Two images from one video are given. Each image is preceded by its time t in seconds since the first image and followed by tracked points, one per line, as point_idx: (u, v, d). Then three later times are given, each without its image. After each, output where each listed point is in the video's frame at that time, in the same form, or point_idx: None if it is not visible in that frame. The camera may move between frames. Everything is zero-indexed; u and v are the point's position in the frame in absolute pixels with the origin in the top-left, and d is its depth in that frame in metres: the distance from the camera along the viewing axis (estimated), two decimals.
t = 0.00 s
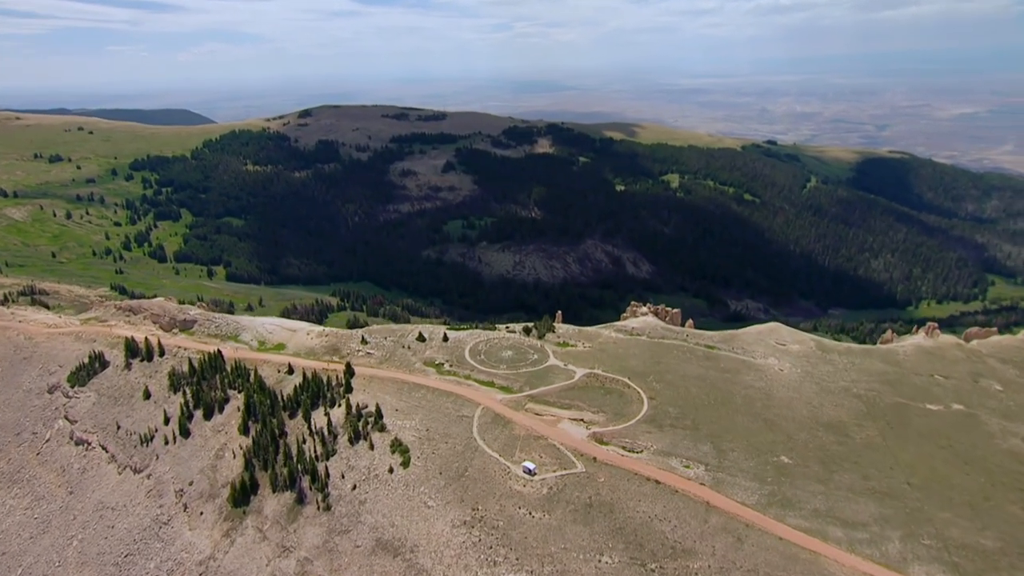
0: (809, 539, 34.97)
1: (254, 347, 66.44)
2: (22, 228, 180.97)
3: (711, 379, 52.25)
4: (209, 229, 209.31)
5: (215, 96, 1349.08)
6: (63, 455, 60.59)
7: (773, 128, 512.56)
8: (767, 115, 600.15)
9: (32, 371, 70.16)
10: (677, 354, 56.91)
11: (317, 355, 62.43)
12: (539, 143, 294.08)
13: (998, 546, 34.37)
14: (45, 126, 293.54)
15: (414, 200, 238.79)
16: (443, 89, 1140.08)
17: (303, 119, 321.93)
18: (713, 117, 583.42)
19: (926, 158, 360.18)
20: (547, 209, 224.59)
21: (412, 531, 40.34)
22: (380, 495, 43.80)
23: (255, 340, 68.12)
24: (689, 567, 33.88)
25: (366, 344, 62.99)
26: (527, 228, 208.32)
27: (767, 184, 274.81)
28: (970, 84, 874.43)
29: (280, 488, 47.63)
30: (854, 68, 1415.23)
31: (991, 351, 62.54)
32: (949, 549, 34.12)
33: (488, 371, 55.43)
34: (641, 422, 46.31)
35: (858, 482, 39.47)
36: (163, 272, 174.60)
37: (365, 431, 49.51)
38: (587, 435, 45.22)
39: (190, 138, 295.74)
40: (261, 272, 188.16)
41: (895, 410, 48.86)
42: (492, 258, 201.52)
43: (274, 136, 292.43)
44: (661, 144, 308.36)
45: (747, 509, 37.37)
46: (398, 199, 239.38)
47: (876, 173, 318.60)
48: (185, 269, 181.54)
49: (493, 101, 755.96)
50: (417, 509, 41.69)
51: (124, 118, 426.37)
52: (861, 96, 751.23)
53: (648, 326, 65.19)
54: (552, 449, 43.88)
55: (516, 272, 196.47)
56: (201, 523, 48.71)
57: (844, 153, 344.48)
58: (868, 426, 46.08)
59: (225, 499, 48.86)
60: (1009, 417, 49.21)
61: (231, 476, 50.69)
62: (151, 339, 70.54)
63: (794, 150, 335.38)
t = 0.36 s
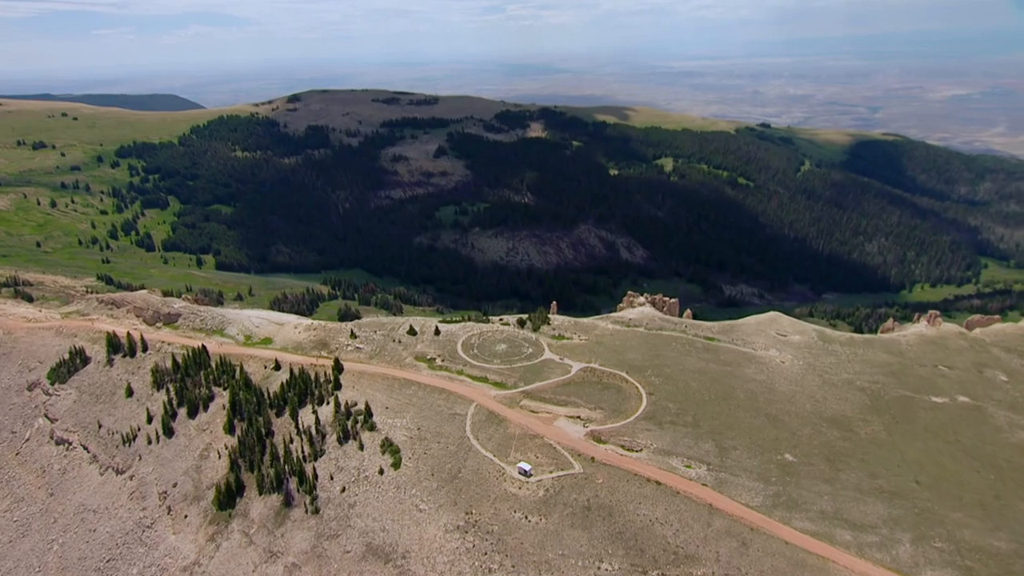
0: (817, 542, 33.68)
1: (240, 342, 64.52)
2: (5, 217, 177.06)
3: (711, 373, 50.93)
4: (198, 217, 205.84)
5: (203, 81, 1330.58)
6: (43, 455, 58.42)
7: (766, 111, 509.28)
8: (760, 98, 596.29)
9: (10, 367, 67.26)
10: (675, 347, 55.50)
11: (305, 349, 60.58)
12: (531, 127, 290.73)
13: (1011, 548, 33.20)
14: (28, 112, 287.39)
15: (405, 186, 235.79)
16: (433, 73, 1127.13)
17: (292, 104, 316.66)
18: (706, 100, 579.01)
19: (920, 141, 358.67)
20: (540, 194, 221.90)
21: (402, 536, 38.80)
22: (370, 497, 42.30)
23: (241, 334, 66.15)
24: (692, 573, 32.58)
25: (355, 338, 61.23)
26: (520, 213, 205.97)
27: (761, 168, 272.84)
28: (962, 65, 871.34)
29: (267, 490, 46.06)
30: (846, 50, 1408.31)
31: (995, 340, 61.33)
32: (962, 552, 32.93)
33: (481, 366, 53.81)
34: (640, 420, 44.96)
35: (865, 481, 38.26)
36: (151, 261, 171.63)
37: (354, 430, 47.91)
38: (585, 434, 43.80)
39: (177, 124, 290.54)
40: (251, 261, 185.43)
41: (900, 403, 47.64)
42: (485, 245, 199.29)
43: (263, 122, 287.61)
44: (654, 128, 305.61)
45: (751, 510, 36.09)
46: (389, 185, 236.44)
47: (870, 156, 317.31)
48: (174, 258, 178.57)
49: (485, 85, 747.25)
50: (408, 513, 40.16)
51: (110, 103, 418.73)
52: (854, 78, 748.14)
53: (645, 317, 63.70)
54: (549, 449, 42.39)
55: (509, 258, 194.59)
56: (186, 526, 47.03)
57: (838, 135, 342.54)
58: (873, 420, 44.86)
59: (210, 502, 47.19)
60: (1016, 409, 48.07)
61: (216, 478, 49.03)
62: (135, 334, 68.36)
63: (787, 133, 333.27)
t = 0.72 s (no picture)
0: (828, 549, 32.65)
1: (228, 337, 62.53)
2: None
3: (713, 368, 49.64)
4: (189, 204, 202.63)
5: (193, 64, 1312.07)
6: (25, 456, 56.50)
7: (762, 93, 504.81)
8: (756, 80, 591.46)
9: None
10: (677, 341, 54.14)
11: (295, 345, 58.72)
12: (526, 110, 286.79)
13: None
14: (14, 98, 281.87)
15: (399, 171, 232.25)
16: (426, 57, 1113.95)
17: (284, 88, 311.32)
18: (702, 83, 573.70)
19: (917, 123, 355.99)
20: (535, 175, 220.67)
21: (395, 541, 37.25)
22: (362, 500, 40.74)
23: (229, 329, 64.18)
24: None
25: (346, 331, 59.37)
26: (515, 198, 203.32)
27: (758, 151, 270.30)
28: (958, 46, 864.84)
29: (255, 492, 44.39)
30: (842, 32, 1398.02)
31: (1001, 329, 59.98)
32: (978, 556, 32.17)
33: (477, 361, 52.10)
34: (642, 418, 43.64)
35: (876, 482, 37.25)
36: (141, 250, 168.93)
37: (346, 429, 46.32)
38: (585, 433, 42.29)
39: (166, 108, 285.39)
40: (243, 249, 182.92)
41: (909, 396, 46.43)
42: (480, 231, 196.89)
43: (253, 106, 282.79)
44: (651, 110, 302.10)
45: (758, 514, 34.91)
46: (383, 170, 232.97)
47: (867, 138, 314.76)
48: (164, 246, 175.87)
49: (479, 68, 738.49)
50: (400, 517, 38.61)
51: (98, 88, 411.50)
52: (850, 60, 742.30)
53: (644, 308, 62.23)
54: (548, 450, 40.77)
55: (504, 244, 192.44)
56: (172, 531, 45.39)
57: (835, 117, 339.45)
58: (882, 416, 43.76)
59: (197, 504, 45.52)
60: None
61: (203, 480, 47.33)
62: (120, 329, 66.15)
63: (785, 116, 330.13)
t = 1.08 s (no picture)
0: (841, 551, 35.76)
1: (214, 331, 60.55)
2: None
3: (716, 362, 51.40)
4: (178, 190, 199.32)
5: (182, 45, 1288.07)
6: (5, 455, 54.67)
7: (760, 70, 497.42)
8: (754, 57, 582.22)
9: None
10: (678, 331, 55.37)
11: (283, 339, 56.91)
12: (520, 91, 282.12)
13: None
14: None
15: (392, 155, 223.55)
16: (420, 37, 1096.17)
17: (273, 70, 305.15)
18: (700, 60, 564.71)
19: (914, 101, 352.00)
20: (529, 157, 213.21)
21: (387, 548, 36.30)
22: (353, 502, 39.70)
23: (215, 322, 62.20)
24: None
25: (336, 324, 57.74)
26: (508, 181, 200.63)
27: (754, 135, 267.78)
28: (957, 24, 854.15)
29: (242, 495, 42.76)
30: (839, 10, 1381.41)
31: (1009, 316, 60.45)
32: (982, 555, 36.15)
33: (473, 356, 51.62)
34: (647, 411, 45.36)
35: (884, 484, 40.87)
36: (129, 237, 166.34)
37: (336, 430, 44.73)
38: (584, 432, 43.11)
39: (153, 92, 279.49)
40: (234, 236, 180.34)
41: (917, 391, 49.29)
42: (475, 215, 194.06)
43: (243, 88, 277.31)
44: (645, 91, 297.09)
45: (766, 517, 37.30)
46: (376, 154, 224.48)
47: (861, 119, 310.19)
48: (154, 233, 173.12)
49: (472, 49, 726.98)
50: (391, 523, 37.65)
51: (84, 71, 402.62)
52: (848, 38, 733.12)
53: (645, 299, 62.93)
54: (544, 457, 40.72)
55: (499, 229, 190.32)
56: (156, 535, 43.75)
57: (833, 96, 334.92)
58: (885, 414, 46.93)
59: (182, 507, 43.89)
60: None
61: (187, 482, 45.70)
62: (103, 323, 63.97)
63: (781, 97, 326.60)
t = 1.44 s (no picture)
0: (853, 552, 38.11)
1: (201, 325, 58.81)
2: None
3: (721, 358, 55.54)
4: (167, 176, 195.92)
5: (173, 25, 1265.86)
6: None
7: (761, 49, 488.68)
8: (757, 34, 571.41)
9: None
10: (680, 328, 59.66)
11: (271, 334, 55.35)
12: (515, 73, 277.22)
13: None
14: None
15: (386, 139, 218.24)
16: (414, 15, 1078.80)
17: (263, 53, 298.29)
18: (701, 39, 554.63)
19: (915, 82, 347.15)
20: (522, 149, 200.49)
21: (379, 555, 36.22)
22: (343, 506, 39.37)
23: (202, 315, 60.43)
24: None
25: (327, 318, 57.39)
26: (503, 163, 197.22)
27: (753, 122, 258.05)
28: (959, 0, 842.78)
29: (229, 498, 41.61)
30: None
31: (1015, 304, 61.81)
32: (988, 532, 40.00)
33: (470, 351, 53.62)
34: (660, 403, 49.42)
35: (895, 468, 44.66)
36: (119, 224, 164.02)
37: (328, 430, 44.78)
38: (585, 433, 45.36)
39: (141, 75, 274.04)
40: (225, 223, 177.61)
41: (924, 385, 52.20)
42: (470, 200, 191.20)
43: (234, 71, 272.54)
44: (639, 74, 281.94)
45: (776, 523, 39.25)
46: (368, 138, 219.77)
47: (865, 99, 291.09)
48: (143, 220, 170.13)
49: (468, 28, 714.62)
50: (386, 529, 37.61)
51: (72, 53, 394.58)
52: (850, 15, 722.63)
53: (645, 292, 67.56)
54: (537, 462, 41.97)
55: (494, 214, 188.49)
56: (141, 540, 42.18)
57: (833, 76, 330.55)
58: (893, 401, 50.68)
59: (167, 511, 42.60)
60: None
61: (172, 483, 44.18)
62: (85, 317, 61.98)
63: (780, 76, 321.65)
